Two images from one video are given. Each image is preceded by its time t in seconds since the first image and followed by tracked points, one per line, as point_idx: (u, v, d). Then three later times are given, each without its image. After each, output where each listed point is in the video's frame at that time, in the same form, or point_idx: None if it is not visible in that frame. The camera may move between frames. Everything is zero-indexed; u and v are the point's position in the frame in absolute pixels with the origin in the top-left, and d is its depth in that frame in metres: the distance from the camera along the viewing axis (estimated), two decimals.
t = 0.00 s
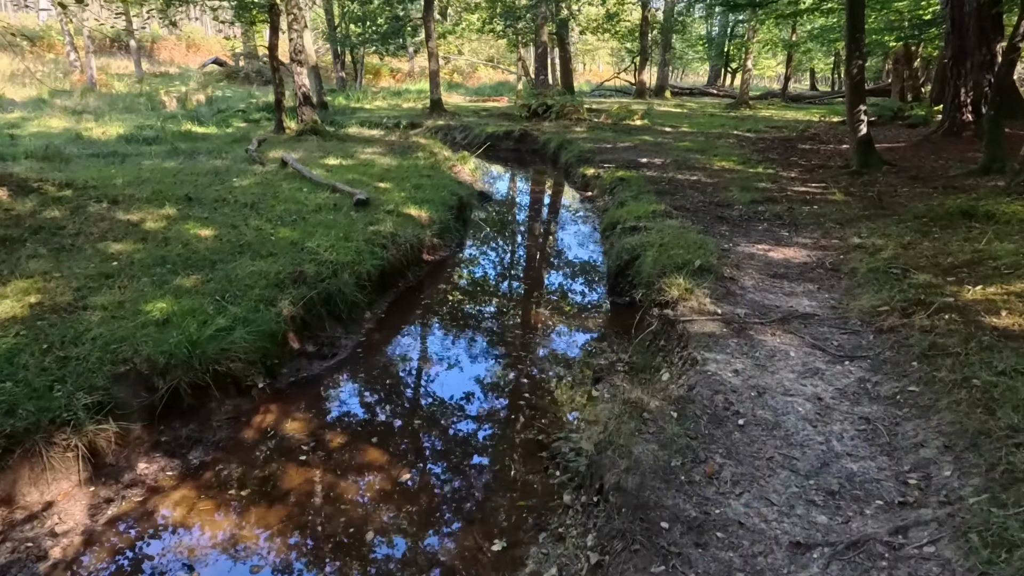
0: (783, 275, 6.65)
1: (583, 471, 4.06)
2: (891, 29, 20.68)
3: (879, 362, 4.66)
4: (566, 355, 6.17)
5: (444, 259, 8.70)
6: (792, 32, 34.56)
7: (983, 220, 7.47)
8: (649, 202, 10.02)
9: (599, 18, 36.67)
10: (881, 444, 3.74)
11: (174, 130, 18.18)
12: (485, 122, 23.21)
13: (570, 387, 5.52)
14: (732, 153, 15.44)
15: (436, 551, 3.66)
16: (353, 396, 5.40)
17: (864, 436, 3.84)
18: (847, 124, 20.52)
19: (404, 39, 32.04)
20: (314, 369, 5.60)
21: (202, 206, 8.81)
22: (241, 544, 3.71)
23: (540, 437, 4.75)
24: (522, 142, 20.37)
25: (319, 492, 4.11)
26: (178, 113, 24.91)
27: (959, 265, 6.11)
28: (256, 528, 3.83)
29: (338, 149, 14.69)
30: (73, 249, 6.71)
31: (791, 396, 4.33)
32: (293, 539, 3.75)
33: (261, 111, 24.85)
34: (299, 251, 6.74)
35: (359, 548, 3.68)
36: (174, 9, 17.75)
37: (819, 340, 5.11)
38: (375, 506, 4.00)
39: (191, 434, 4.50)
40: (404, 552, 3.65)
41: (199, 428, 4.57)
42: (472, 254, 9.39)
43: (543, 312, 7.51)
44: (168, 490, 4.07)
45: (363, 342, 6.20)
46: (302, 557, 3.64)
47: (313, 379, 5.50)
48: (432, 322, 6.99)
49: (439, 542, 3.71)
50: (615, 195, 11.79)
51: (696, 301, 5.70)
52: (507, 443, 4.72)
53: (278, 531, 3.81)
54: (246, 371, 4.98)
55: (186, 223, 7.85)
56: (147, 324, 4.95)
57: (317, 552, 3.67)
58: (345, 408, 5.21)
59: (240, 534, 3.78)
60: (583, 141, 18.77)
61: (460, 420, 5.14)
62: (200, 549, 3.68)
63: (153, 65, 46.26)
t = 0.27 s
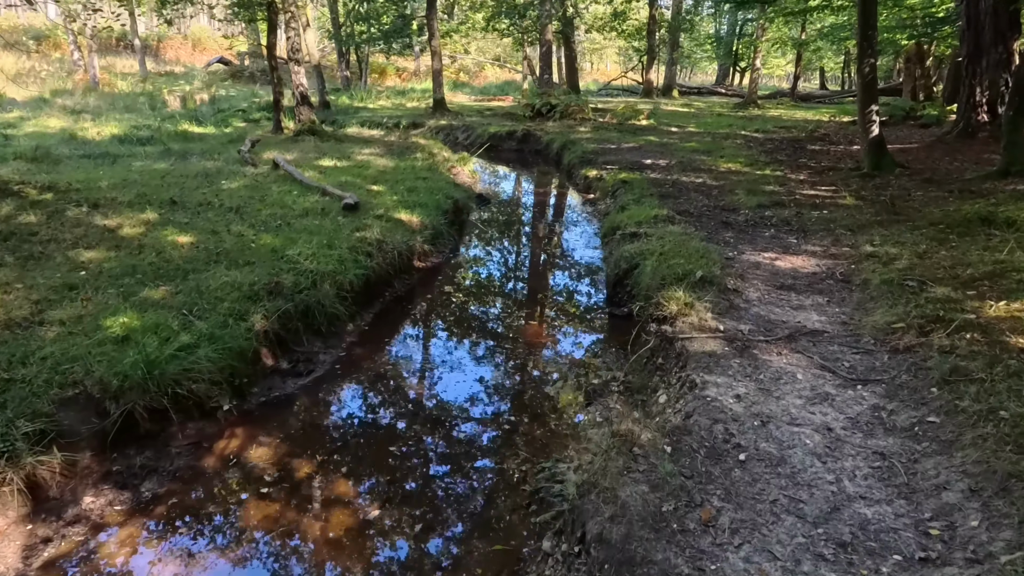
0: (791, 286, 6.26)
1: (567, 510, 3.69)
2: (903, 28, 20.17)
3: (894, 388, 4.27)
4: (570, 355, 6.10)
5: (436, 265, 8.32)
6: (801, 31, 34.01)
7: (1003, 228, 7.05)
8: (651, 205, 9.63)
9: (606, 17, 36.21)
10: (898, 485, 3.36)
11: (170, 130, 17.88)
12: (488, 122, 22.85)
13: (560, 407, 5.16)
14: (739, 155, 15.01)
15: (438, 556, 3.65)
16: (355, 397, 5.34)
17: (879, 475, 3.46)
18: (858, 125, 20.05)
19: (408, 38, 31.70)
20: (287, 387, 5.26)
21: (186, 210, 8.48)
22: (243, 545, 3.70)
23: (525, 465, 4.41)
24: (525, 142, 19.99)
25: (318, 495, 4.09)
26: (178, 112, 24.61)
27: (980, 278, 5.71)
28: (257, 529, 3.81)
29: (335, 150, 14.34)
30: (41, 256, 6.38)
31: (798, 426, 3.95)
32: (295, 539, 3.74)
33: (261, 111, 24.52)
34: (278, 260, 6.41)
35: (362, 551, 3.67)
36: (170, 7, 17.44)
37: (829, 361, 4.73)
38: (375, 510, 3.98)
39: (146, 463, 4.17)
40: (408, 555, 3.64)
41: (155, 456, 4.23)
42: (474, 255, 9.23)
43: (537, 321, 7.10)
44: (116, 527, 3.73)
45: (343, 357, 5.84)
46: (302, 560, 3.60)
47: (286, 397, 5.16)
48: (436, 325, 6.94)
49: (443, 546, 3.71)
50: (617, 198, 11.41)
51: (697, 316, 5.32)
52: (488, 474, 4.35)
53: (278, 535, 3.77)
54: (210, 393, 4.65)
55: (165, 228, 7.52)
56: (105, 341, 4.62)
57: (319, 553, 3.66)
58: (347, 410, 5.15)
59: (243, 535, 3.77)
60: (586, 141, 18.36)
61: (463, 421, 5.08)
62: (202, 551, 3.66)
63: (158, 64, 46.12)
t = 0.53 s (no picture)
0: (799, 302, 5.87)
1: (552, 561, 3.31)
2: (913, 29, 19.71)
3: (915, 422, 3.88)
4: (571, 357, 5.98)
5: (427, 275, 7.95)
6: (807, 33, 33.56)
7: None
8: (653, 212, 9.23)
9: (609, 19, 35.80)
10: (924, 541, 2.97)
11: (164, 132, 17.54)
12: (488, 125, 22.48)
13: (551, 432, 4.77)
14: (744, 158, 14.60)
15: (438, 560, 3.56)
16: (356, 401, 5.24)
17: (902, 527, 3.07)
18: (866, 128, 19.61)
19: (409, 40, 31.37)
20: (257, 412, 4.90)
21: (166, 218, 8.12)
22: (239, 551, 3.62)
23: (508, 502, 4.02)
24: (526, 145, 19.61)
25: (301, 519, 3.87)
26: (176, 115, 24.29)
27: (1005, 295, 5.30)
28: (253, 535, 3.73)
29: (329, 153, 13.98)
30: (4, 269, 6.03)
31: (810, 467, 3.55)
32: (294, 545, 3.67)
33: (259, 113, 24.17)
34: (255, 273, 6.04)
35: (361, 557, 3.59)
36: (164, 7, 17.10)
37: (843, 388, 4.34)
38: (374, 518, 3.89)
39: (93, 502, 3.80)
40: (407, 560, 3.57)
41: (104, 493, 3.87)
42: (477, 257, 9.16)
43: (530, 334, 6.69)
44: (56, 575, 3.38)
45: (320, 378, 5.45)
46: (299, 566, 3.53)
47: (255, 422, 4.80)
48: (437, 326, 6.79)
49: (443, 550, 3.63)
50: (618, 203, 11.02)
51: (698, 337, 4.94)
52: (465, 514, 3.91)
53: (276, 541, 3.70)
54: (170, 423, 4.29)
55: (141, 238, 7.17)
56: (54, 365, 4.25)
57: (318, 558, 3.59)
58: (347, 415, 5.04)
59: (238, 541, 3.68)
60: (588, 144, 17.97)
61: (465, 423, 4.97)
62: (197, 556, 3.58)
63: (161, 66, 45.94)
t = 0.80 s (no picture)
0: (809, 322, 5.48)
1: None
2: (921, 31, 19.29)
3: (941, 466, 3.49)
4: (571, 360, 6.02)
5: (417, 288, 7.59)
6: (812, 34, 33.13)
7: None
8: (655, 221, 8.84)
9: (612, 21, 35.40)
10: None
11: (158, 136, 17.20)
12: (489, 128, 22.12)
13: (541, 468, 4.39)
14: (749, 164, 14.21)
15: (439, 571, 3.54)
16: (357, 406, 5.22)
17: None
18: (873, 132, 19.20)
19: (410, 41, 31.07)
20: (223, 444, 4.52)
21: (145, 228, 7.76)
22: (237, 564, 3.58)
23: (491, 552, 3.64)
24: (526, 149, 19.25)
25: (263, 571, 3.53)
26: (173, 117, 23.96)
27: None
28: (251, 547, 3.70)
29: (323, 158, 13.65)
30: None
31: (826, 520, 3.16)
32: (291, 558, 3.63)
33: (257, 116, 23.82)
34: (230, 290, 5.68)
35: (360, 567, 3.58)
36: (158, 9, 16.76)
37: (860, 424, 3.95)
38: (363, 543, 3.74)
39: (31, 552, 3.42)
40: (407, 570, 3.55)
41: (44, 541, 3.49)
42: (479, 261, 9.21)
43: (524, 354, 6.30)
44: None
45: (294, 405, 5.07)
46: None
47: (221, 456, 4.43)
48: (437, 332, 6.79)
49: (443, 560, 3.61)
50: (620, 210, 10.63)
51: (701, 365, 4.57)
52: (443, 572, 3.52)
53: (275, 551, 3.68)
54: (123, 459, 3.93)
55: (114, 249, 6.81)
56: None
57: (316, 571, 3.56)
58: (350, 419, 5.04)
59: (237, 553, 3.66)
60: (589, 148, 17.61)
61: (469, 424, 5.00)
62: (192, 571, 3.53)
63: (164, 67, 45.79)
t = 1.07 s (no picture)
0: (827, 340, 5.06)
1: None
2: (937, 31, 18.77)
3: (981, 514, 3.09)
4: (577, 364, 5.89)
5: (410, 299, 7.21)
6: (823, 36, 32.57)
7: None
8: (662, 228, 8.45)
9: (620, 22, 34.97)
10: None
11: (156, 138, 16.91)
12: (494, 130, 21.76)
13: (534, 502, 3.99)
14: (760, 167, 13.77)
15: None
16: (361, 409, 5.14)
17: None
18: (888, 136, 18.74)
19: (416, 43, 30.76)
20: (188, 475, 4.15)
21: (127, 235, 7.43)
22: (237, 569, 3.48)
23: None
24: (531, 152, 18.86)
25: None
26: (175, 119, 23.69)
27: None
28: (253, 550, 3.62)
29: (322, 162, 13.31)
30: None
31: None
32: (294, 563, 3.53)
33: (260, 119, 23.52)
34: (205, 304, 5.32)
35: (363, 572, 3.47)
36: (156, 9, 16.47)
37: (886, 461, 3.55)
38: None
39: None
40: None
41: None
42: (487, 263, 9.15)
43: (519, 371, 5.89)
44: None
45: (270, 428, 4.70)
46: None
47: (184, 489, 4.06)
48: (441, 337, 6.69)
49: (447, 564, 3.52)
50: (625, 216, 10.23)
51: (709, 392, 4.17)
52: None
53: (278, 555, 3.59)
54: (72, 495, 3.58)
55: (90, 259, 6.47)
56: None
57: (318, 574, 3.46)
58: (354, 421, 4.94)
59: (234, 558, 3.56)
60: (596, 151, 17.20)
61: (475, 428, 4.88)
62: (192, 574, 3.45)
63: (172, 70, 45.74)
